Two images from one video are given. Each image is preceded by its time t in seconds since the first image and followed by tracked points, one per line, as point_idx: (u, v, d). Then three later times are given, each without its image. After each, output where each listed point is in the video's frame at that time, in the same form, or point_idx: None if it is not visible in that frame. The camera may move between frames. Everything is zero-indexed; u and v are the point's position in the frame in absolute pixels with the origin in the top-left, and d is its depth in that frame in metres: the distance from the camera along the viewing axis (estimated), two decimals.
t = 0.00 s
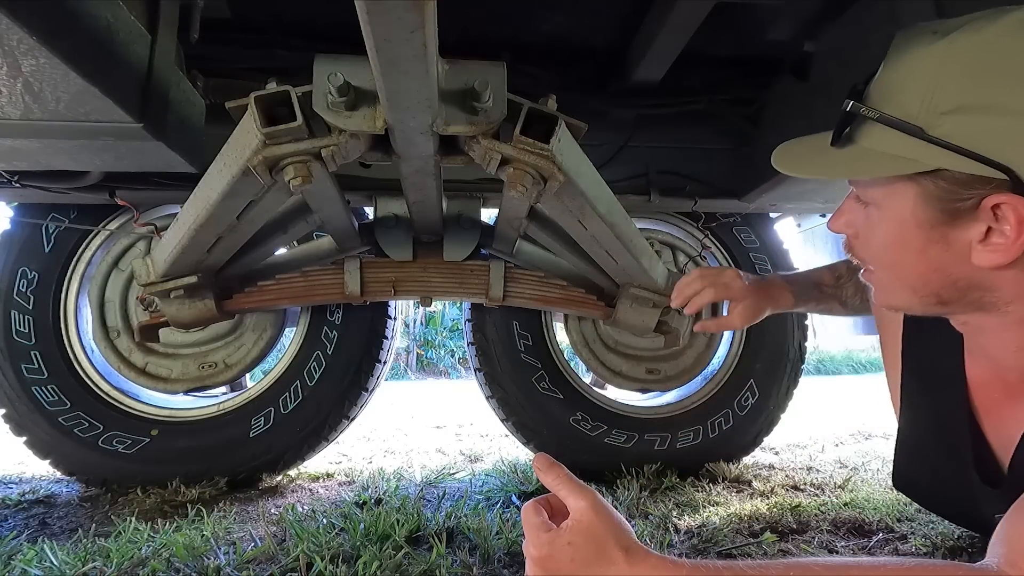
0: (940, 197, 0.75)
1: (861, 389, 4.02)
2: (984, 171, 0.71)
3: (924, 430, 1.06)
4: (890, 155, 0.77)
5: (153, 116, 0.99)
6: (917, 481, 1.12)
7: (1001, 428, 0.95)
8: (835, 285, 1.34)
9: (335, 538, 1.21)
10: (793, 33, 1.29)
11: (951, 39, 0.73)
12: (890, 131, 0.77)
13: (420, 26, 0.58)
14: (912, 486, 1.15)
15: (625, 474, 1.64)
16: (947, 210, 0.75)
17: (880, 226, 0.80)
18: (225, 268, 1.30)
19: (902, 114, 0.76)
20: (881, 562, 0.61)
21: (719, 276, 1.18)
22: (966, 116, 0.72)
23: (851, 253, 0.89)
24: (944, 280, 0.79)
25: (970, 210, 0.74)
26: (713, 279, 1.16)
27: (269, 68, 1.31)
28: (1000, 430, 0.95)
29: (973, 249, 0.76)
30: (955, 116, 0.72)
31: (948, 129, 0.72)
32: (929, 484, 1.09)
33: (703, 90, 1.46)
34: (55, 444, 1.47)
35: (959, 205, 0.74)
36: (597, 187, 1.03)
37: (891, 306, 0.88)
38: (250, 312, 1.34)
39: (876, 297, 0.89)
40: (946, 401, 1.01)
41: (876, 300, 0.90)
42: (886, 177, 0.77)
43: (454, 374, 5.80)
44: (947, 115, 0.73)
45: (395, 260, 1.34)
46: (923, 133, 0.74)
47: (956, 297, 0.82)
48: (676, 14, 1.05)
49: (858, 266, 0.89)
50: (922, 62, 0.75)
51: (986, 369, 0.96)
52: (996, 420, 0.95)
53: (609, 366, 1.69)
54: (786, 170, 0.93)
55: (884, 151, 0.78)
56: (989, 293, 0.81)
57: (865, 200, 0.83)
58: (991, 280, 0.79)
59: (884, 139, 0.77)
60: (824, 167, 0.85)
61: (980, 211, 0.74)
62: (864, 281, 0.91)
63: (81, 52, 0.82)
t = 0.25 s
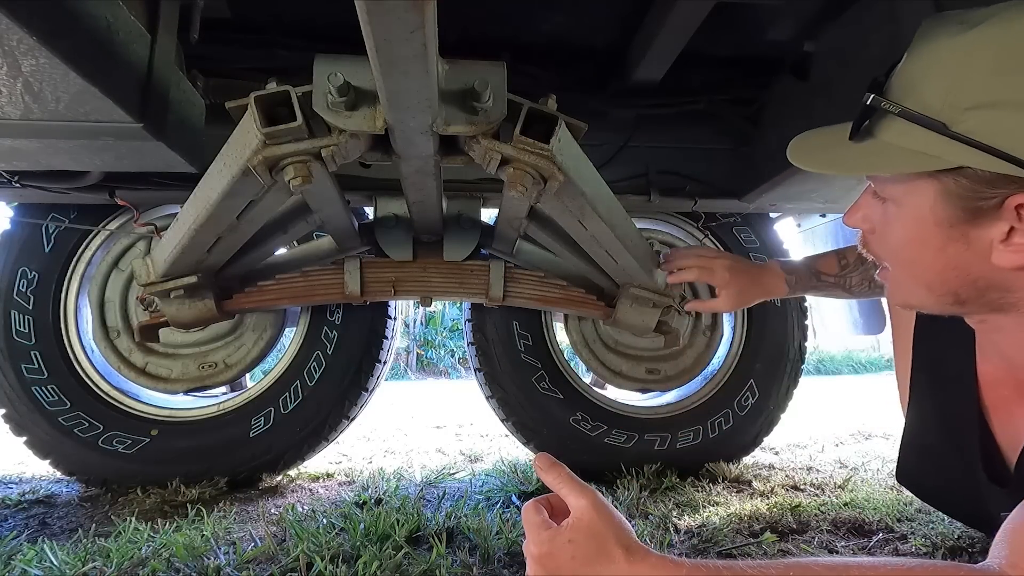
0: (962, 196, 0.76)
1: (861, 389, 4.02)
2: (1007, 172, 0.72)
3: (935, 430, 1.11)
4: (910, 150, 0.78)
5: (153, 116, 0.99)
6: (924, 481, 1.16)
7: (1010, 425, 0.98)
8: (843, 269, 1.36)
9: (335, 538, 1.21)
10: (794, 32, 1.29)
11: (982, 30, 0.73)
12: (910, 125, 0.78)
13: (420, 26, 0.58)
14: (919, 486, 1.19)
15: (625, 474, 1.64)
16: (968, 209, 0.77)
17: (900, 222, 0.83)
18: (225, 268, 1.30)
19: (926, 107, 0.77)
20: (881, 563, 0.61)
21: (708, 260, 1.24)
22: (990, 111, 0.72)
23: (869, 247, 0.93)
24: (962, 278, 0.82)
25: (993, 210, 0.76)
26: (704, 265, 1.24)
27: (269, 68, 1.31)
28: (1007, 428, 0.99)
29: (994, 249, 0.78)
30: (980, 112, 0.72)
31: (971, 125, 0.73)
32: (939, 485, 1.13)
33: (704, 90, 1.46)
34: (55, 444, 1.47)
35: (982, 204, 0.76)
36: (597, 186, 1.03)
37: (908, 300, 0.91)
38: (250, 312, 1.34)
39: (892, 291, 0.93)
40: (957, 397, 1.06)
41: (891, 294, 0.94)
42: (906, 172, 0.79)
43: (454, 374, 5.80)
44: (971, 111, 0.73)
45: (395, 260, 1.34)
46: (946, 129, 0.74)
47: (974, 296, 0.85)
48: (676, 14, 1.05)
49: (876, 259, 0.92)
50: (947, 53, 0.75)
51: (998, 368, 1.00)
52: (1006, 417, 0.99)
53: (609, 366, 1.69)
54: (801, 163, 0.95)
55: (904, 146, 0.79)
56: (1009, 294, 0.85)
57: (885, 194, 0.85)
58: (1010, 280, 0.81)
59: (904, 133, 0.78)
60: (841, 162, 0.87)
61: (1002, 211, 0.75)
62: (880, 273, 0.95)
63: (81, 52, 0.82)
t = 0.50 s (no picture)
0: (982, 195, 0.76)
1: (862, 389, 4.02)
2: None
3: (939, 430, 1.11)
4: (928, 148, 0.78)
5: (153, 116, 0.99)
6: (930, 482, 1.17)
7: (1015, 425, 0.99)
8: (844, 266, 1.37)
9: (335, 538, 1.21)
10: (794, 32, 1.29)
11: (1010, 22, 0.73)
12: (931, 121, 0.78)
13: (420, 26, 0.58)
14: (924, 485, 1.20)
15: (625, 474, 1.64)
16: (988, 209, 0.77)
17: (915, 221, 0.82)
18: (225, 268, 1.30)
19: (947, 102, 0.77)
20: (882, 563, 0.61)
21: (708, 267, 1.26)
22: (1015, 107, 0.72)
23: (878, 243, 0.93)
24: (977, 277, 0.83)
25: (1013, 209, 0.76)
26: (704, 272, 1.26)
27: (269, 68, 1.32)
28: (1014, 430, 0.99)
29: (1012, 249, 0.78)
30: (1005, 108, 0.73)
31: (994, 122, 0.73)
32: (943, 484, 1.13)
33: (704, 90, 1.46)
34: (55, 444, 1.47)
35: (1002, 203, 0.76)
36: (597, 187, 1.03)
37: (919, 296, 0.91)
38: (250, 312, 1.34)
39: (902, 286, 0.93)
40: (960, 396, 1.06)
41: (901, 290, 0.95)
42: (923, 170, 0.79)
43: (454, 374, 5.80)
44: (995, 107, 0.74)
45: (395, 260, 1.34)
46: (968, 125, 0.74)
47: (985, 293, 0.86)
48: (676, 14, 1.05)
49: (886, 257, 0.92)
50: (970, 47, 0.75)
51: (1005, 368, 1.00)
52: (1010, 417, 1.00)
53: (609, 366, 1.69)
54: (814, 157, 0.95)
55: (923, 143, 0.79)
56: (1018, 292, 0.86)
57: (898, 192, 0.85)
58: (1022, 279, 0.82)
59: (924, 129, 0.78)
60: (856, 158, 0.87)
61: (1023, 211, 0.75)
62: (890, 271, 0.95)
63: (80, 52, 0.82)
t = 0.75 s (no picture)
0: (979, 197, 0.77)
1: (862, 389, 4.02)
2: None
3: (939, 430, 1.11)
4: (923, 151, 0.78)
5: (153, 117, 0.99)
6: (930, 480, 1.17)
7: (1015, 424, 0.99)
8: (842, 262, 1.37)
9: (335, 538, 1.21)
10: (794, 32, 1.29)
11: (1000, 26, 0.73)
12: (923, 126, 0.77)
13: (420, 26, 0.58)
14: (925, 485, 1.20)
15: (625, 474, 1.64)
16: (985, 211, 0.77)
17: (912, 223, 0.83)
18: (225, 268, 1.30)
19: (938, 107, 0.76)
20: (881, 563, 0.61)
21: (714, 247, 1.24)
22: (1008, 111, 0.72)
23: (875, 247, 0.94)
24: (975, 278, 0.83)
25: (1011, 211, 0.76)
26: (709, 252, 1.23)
27: (269, 68, 1.32)
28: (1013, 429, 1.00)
29: (1010, 250, 0.78)
30: (997, 112, 0.72)
31: (989, 125, 0.73)
32: (942, 483, 1.14)
33: (704, 90, 1.46)
34: (56, 444, 1.48)
35: (999, 205, 0.76)
36: (597, 186, 1.03)
37: (918, 299, 0.92)
38: (250, 312, 1.35)
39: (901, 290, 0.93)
40: (961, 396, 1.06)
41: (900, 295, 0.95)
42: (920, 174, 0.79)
43: (454, 374, 5.80)
44: (988, 110, 0.73)
45: (395, 260, 1.35)
46: (962, 129, 0.74)
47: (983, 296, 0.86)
48: (676, 14, 1.05)
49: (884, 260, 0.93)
50: (960, 52, 0.75)
51: (1006, 367, 1.00)
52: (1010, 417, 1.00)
53: (609, 366, 1.69)
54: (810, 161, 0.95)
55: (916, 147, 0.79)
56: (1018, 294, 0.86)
57: (893, 196, 0.86)
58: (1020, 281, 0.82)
59: (917, 134, 0.78)
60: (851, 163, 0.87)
61: (1020, 212, 0.76)
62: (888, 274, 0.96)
63: (80, 53, 0.82)
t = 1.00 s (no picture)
0: (978, 199, 0.77)
1: (862, 389, 4.02)
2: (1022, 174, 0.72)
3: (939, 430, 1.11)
4: (920, 154, 0.78)
5: (153, 117, 0.99)
6: (929, 481, 1.17)
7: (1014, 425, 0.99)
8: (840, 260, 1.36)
9: (335, 538, 1.21)
10: (794, 32, 1.29)
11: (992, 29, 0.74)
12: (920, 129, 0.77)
13: (420, 26, 0.58)
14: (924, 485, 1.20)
15: (625, 474, 1.64)
16: (986, 213, 0.77)
17: (907, 228, 0.83)
18: (225, 268, 1.30)
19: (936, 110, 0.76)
20: (880, 563, 0.61)
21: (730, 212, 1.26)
22: (1005, 112, 0.72)
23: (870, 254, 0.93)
24: (975, 282, 0.83)
25: (1012, 212, 0.76)
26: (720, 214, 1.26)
27: (269, 68, 1.32)
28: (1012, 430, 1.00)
29: (1011, 252, 0.78)
30: (995, 113, 0.73)
31: (988, 126, 0.73)
32: (942, 484, 1.14)
33: (704, 90, 1.46)
34: (56, 444, 1.48)
35: (999, 207, 0.76)
36: (597, 187, 1.03)
37: (916, 306, 0.92)
38: (250, 312, 1.35)
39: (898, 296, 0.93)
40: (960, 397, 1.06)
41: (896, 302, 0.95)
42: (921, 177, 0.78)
43: (454, 374, 5.80)
44: (985, 112, 0.73)
45: (395, 260, 1.35)
46: (961, 131, 0.74)
47: (984, 298, 0.86)
48: (676, 14, 1.05)
49: (880, 267, 0.92)
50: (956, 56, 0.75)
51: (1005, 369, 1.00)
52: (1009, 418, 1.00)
53: (609, 366, 1.69)
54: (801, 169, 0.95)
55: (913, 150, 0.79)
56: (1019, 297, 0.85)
57: (887, 201, 0.85)
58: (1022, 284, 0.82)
59: (913, 137, 0.78)
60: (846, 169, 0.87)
61: (1022, 214, 0.75)
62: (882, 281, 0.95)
63: (80, 53, 0.82)
